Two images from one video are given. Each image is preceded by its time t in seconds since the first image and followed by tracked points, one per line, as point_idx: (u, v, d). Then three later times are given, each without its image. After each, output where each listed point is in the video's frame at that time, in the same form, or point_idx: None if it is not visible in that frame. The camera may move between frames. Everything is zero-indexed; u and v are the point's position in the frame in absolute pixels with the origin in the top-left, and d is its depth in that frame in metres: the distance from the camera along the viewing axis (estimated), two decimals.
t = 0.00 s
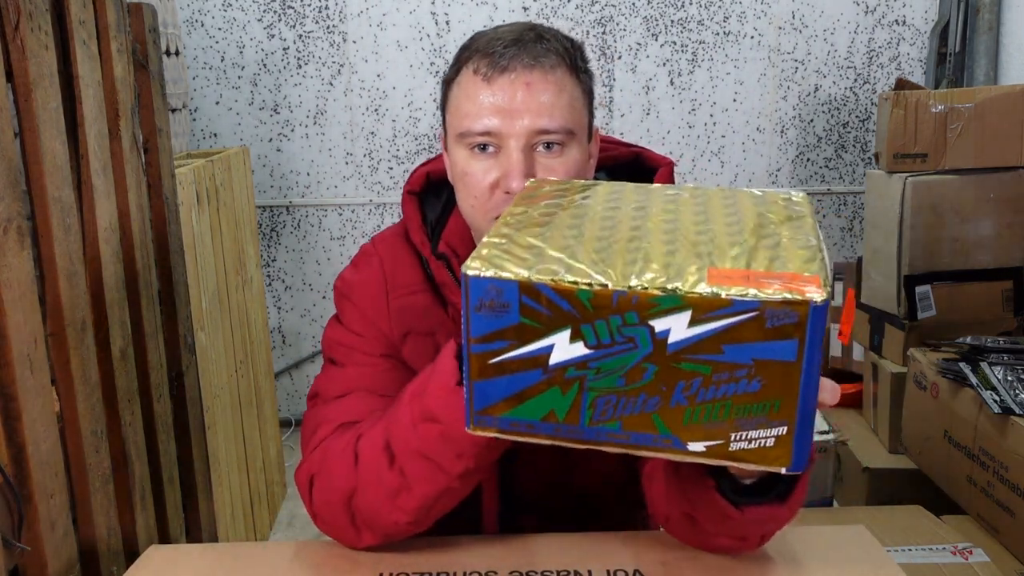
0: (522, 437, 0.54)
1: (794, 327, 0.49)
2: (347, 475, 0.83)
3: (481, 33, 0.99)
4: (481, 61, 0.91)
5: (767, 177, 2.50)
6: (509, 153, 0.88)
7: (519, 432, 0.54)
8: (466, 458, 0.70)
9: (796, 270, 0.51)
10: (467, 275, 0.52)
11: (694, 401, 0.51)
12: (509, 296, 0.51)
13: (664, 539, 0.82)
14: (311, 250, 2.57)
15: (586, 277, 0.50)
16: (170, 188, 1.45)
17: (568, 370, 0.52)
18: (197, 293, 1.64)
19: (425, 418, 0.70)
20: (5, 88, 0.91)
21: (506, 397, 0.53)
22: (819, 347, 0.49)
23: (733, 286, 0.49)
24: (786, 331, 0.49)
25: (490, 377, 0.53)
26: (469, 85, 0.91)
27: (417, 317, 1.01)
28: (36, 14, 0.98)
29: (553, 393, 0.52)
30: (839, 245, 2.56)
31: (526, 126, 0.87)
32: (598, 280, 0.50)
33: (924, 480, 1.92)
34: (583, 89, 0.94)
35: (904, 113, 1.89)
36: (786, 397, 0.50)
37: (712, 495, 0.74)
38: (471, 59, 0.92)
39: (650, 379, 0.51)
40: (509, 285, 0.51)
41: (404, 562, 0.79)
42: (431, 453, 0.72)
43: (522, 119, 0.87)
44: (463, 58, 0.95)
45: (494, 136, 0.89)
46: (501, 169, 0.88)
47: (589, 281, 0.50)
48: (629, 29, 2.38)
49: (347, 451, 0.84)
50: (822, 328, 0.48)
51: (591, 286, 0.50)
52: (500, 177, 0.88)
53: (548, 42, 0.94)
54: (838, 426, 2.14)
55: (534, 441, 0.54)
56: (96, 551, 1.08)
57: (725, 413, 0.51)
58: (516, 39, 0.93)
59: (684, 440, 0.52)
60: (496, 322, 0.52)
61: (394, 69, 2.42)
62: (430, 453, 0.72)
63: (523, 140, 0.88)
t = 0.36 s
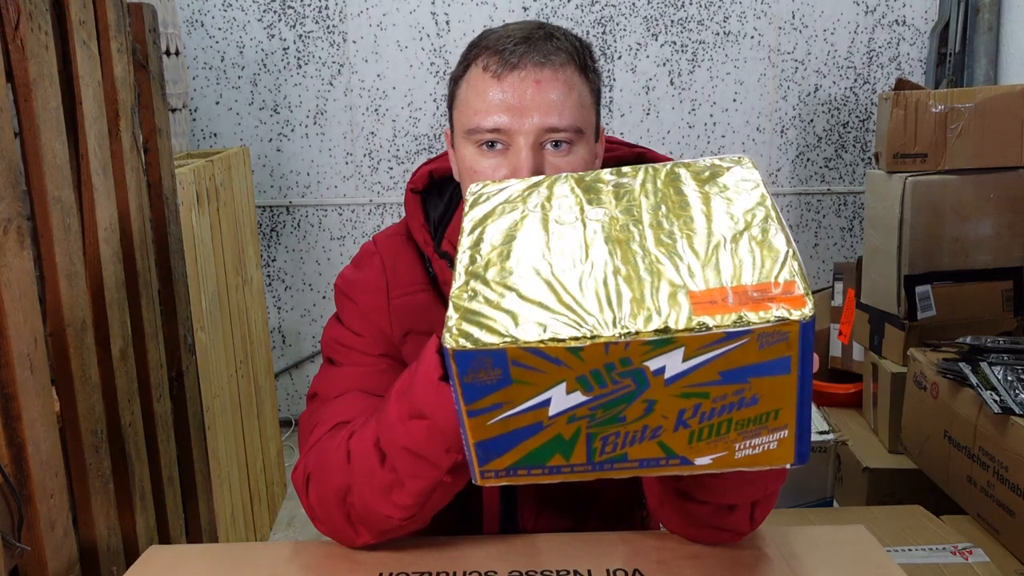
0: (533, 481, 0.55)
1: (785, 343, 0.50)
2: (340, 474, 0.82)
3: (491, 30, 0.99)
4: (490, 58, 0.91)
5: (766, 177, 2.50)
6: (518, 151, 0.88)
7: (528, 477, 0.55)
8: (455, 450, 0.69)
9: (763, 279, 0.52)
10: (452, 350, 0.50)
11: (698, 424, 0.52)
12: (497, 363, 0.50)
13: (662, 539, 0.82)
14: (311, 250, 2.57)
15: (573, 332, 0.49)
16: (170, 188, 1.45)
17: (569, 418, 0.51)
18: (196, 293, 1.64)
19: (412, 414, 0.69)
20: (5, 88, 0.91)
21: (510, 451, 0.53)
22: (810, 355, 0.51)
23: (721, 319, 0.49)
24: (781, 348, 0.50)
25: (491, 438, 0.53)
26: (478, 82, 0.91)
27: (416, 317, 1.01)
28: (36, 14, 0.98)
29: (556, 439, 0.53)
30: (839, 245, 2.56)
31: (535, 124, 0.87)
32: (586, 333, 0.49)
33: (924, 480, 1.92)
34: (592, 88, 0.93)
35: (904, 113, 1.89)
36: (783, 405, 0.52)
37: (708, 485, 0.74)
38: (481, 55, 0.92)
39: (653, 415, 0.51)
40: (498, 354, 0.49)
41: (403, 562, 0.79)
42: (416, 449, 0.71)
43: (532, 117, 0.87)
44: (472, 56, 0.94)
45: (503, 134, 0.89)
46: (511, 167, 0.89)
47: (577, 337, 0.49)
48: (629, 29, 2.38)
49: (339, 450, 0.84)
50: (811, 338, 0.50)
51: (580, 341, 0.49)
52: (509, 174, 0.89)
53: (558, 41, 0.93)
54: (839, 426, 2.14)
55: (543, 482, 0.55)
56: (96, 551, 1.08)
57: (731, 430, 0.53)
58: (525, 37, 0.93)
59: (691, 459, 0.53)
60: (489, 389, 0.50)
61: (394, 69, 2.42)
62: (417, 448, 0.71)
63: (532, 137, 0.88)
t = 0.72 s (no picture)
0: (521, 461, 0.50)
1: (796, 310, 0.47)
2: (339, 480, 0.82)
3: (494, 29, 0.99)
4: (495, 56, 0.91)
5: (767, 177, 2.50)
6: (522, 148, 0.88)
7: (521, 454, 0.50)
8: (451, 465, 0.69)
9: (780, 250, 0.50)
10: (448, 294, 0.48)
11: (707, 400, 0.48)
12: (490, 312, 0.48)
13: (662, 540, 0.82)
14: (311, 250, 2.58)
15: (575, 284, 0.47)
16: (170, 188, 1.45)
17: (564, 385, 0.48)
18: (196, 293, 1.64)
19: (408, 428, 0.69)
20: (5, 88, 0.91)
21: (499, 422, 0.50)
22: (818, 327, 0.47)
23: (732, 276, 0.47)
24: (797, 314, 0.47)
25: (478, 403, 0.49)
26: (482, 79, 0.91)
27: (417, 315, 1.01)
28: (37, 14, 0.98)
29: (549, 410, 0.49)
30: (839, 245, 2.56)
31: (540, 122, 0.87)
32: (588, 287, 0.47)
33: (925, 480, 1.92)
34: (595, 87, 0.94)
35: (904, 113, 1.89)
36: (790, 387, 0.48)
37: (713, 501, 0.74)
38: (485, 54, 0.92)
39: (656, 384, 0.48)
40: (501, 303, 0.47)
41: (403, 562, 0.79)
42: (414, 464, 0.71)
43: (536, 115, 0.87)
44: (476, 54, 0.94)
45: (507, 131, 0.89)
46: (515, 164, 0.89)
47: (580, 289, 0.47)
48: (629, 29, 2.38)
49: (339, 456, 0.83)
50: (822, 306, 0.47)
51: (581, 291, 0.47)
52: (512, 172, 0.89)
53: (562, 40, 0.93)
54: (839, 426, 2.14)
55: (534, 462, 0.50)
56: (96, 551, 1.08)
57: (742, 410, 0.48)
58: (529, 35, 0.93)
59: (702, 444, 0.49)
60: (481, 342, 0.48)
61: (395, 69, 2.42)
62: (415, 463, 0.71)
63: (537, 135, 0.88)
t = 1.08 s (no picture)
0: (536, 432, 0.58)
1: (811, 275, 0.56)
2: (331, 491, 0.81)
3: (514, 25, 0.98)
4: (515, 54, 0.90)
5: (767, 177, 2.50)
6: (542, 147, 0.88)
7: (531, 426, 0.58)
8: (440, 502, 0.72)
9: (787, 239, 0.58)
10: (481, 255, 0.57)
11: (717, 368, 0.57)
12: (522, 271, 0.57)
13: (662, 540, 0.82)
14: (311, 250, 2.57)
15: (602, 245, 0.57)
16: (170, 188, 1.45)
17: (586, 348, 0.57)
18: (196, 293, 1.64)
19: (398, 460, 0.72)
20: (5, 88, 0.91)
21: (517, 388, 0.58)
22: (834, 294, 0.57)
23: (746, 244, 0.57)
24: (806, 282, 0.56)
25: (500, 365, 0.58)
26: (502, 78, 0.90)
27: (432, 317, 1.02)
28: (36, 14, 0.98)
29: (569, 375, 0.57)
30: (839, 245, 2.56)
31: (559, 121, 0.87)
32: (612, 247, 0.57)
33: (925, 481, 1.92)
34: (615, 86, 0.93)
35: (904, 113, 1.89)
36: (807, 354, 0.57)
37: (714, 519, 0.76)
38: (506, 51, 0.91)
39: (671, 349, 0.57)
40: (523, 258, 0.57)
41: (403, 562, 0.79)
42: (400, 499, 0.73)
43: (556, 114, 0.87)
44: (496, 51, 0.93)
45: (526, 130, 0.89)
46: (534, 162, 0.89)
47: (606, 248, 0.56)
48: (629, 29, 2.38)
49: (331, 471, 0.83)
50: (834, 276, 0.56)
51: (608, 251, 0.56)
52: (532, 171, 0.89)
53: (583, 38, 0.92)
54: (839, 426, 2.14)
55: (548, 435, 0.58)
56: (95, 551, 1.08)
57: (748, 374, 0.57)
58: (550, 33, 0.92)
59: (709, 415, 0.57)
60: (511, 301, 0.57)
61: (395, 69, 2.42)
62: (402, 498, 0.73)
63: (556, 134, 0.88)
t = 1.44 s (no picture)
0: (526, 436, 0.58)
1: (787, 270, 0.57)
2: (333, 490, 0.81)
3: (530, 50, 0.99)
4: (532, 76, 0.91)
5: (767, 177, 2.50)
6: (556, 165, 0.88)
7: (522, 431, 0.58)
8: (435, 509, 0.72)
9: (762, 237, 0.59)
10: (464, 265, 0.57)
11: (702, 365, 0.57)
12: (505, 280, 0.57)
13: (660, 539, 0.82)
14: (311, 250, 2.58)
15: (582, 250, 0.57)
16: (170, 188, 1.45)
17: (570, 352, 0.57)
18: (196, 293, 1.64)
19: (398, 462, 0.73)
20: (4, 88, 0.91)
21: (505, 394, 0.58)
22: (813, 287, 0.57)
23: (721, 243, 0.57)
24: (783, 276, 0.56)
25: (488, 373, 0.58)
26: (519, 98, 0.90)
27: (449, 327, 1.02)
28: (36, 14, 0.98)
29: (555, 379, 0.57)
30: (839, 245, 2.56)
31: (573, 140, 0.88)
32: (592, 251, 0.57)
33: (925, 480, 1.92)
34: (625, 111, 0.94)
35: (904, 113, 1.89)
36: (789, 347, 0.57)
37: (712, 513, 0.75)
38: (523, 73, 0.92)
39: (655, 350, 0.57)
40: (505, 266, 0.57)
41: (401, 562, 0.79)
42: (397, 502, 0.73)
43: (570, 134, 0.87)
44: (514, 74, 0.94)
45: (541, 148, 0.89)
46: (548, 180, 0.89)
47: (585, 252, 0.57)
48: (629, 29, 2.38)
49: (335, 469, 0.83)
50: (811, 269, 0.57)
51: (587, 255, 0.56)
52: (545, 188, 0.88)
53: (596, 64, 0.94)
54: (838, 426, 2.14)
55: (539, 438, 0.58)
56: (96, 551, 1.09)
57: (734, 371, 0.57)
58: (567, 58, 0.92)
59: (695, 413, 0.57)
60: (495, 310, 0.57)
61: (395, 69, 2.42)
62: (399, 502, 0.73)
63: (570, 154, 0.88)
